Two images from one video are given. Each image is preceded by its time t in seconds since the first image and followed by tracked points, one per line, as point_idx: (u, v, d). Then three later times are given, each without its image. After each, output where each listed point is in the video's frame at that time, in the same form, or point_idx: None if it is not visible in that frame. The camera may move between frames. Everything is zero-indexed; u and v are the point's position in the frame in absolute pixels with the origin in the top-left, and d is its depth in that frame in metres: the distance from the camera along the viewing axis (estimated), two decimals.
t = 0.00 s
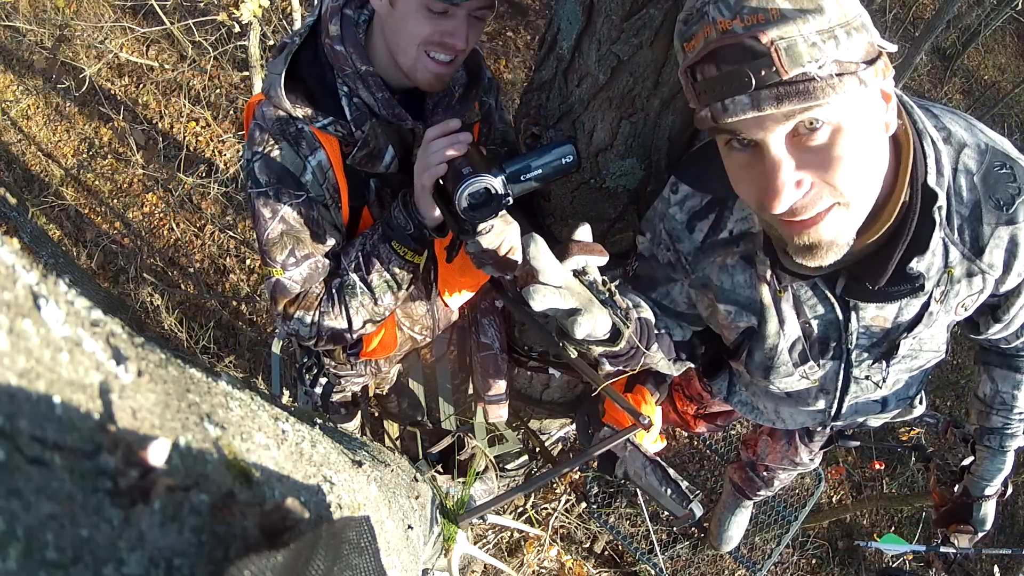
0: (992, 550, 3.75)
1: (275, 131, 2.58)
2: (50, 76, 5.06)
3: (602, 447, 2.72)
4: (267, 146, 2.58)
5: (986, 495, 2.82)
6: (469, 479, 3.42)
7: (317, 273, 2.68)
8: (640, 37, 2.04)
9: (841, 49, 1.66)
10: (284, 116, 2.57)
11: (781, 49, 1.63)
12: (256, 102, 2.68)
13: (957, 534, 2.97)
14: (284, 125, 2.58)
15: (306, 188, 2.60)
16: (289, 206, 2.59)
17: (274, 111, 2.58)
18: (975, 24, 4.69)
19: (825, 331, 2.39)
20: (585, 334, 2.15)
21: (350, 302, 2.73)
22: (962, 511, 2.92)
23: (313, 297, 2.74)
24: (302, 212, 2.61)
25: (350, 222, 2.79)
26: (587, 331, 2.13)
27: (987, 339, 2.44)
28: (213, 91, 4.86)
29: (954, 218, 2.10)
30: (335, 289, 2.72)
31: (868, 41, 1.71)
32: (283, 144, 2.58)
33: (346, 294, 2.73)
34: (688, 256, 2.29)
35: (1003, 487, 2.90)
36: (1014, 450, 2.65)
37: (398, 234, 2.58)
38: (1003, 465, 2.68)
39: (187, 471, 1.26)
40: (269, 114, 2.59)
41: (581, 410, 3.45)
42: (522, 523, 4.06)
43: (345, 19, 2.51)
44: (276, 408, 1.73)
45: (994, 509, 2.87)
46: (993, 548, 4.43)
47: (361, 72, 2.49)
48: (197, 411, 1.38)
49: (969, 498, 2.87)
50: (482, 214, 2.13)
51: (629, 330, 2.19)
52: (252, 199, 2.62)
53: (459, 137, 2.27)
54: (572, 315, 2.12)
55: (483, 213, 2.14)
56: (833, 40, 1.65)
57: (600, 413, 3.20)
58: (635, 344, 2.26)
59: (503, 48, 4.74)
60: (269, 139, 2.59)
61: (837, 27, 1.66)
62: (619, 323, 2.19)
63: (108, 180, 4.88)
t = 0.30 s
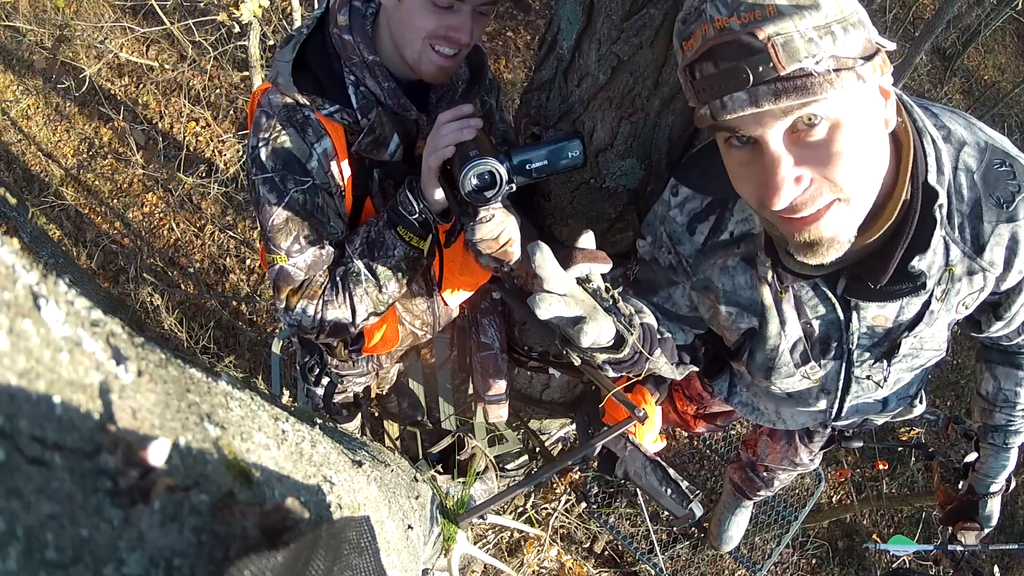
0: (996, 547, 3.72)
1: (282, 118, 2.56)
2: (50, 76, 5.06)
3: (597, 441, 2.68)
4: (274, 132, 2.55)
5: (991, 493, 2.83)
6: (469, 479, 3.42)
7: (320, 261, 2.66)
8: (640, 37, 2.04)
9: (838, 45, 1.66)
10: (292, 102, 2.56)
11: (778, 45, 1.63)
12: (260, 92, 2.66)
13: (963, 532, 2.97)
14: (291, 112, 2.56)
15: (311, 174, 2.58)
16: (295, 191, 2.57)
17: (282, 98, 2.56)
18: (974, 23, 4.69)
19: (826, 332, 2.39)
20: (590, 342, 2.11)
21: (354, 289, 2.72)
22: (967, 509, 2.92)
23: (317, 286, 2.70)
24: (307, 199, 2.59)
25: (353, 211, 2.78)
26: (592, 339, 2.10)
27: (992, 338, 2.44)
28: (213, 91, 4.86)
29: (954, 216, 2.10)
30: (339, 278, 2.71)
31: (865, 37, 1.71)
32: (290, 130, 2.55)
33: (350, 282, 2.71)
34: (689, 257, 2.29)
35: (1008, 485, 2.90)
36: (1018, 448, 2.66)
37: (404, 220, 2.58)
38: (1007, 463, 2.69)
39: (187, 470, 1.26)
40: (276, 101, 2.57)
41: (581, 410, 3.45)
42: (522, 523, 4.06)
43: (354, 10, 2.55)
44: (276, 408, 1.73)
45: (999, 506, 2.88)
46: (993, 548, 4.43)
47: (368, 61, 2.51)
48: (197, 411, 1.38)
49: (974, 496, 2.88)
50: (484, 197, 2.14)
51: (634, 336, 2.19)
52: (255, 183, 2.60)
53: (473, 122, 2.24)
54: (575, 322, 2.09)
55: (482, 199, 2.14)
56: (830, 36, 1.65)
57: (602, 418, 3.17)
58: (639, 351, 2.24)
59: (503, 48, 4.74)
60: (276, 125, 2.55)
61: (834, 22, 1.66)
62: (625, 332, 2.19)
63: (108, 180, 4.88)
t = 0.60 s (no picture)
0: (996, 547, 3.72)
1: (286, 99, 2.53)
2: (50, 76, 5.07)
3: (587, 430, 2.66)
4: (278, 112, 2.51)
5: (989, 493, 2.83)
6: (469, 479, 3.40)
7: (317, 243, 2.61)
8: (640, 37, 2.05)
9: (839, 43, 1.65)
10: (296, 85, 2.54)
11: (779, 42, 1.63)
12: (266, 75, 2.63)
13: (961, 532, 2.96)
14: (295, 94, 2.54)
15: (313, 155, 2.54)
16: (296, 172, 2.52)
17: (286, 80, 2.55)
18: (974, 23, 4.69)
19: (826, 332, 2.39)
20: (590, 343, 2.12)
21: (348, 273, 2.65)
22: (965, 509, 2.92)
23: (311, 269, 2.64)
24: (307, 181, 2.55)
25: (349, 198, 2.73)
26: (593, 339, 2.10)
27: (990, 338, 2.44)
28: (213, 91, 4.86)
29: (955, 215, 2.10)
30: (334, 261, 2.64)
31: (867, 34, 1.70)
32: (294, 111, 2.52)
33: (345, 265, 2.65)
34: (690, 256, 2.29)
35: (1006, 485, 2.90)
36: (1016, 448, 2.65)
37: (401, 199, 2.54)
38: (1006, 463, 2.69)
39: (187, 471, 1.26)
40: (281, 83, 2.55)
41: (581, 410, 3.45)
42: (522, 523, 4.07)
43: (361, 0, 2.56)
44: (276, 408, 1.73)
45: (997, 507, 2.87)
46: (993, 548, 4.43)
47: (374, 49, 2.55)
48: (197, 411, 1.38)
49: (972, 496, 2.88)
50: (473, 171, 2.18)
51: (634, 337, 2.18)
52: (256, 162, 2.56)
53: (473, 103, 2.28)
54: (576, 323, 2.09)
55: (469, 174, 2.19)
56: (831, 32, 1.64)
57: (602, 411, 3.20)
58: (639, 351, 2.24)
59: (503, 48, 4.74)
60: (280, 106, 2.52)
61: (834, 19, 1.65)
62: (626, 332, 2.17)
63: (108, 180, 4.88)
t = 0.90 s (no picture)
0: (996, 547, 3.72)
1: (288, 82, 2.54)
2: (50, 76, 5.07)
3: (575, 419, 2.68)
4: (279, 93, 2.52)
5: (989, 493, 2.82)
6: (469, 479, 3.40)
7: (307, 226, 2.59)
8: (640, 37, 2.05)
9: (838, 40, 1.65)
10: (297, 69, 2.55)
11: (778, 39, 1.63)
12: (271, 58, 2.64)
13: (960, 532, 2.95)
14: (297, 77, 2.55)
15: (309, 138, 2.53)
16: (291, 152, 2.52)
17: (289, 64, 2.57)
18: (975, 23, 4.69)
19: (826, 330, 2.39)
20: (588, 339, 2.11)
21: (337, 257, 2.62)
22: (965, 509, 2.92)
23: (300, 251, 2.59)
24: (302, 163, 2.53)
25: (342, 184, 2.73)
26: (591, 336, 2.09)
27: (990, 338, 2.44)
28: (213, 91, 4.86)
29: (955, 214, 2.10)
30: (323, 245, 2.61)
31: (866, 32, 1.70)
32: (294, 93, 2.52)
33: (334, 249, 2.62)
34: (690, 254, 2.29)
35: (1005, 486, 2.89)
36: (1016, 449, 2.65)
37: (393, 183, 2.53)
38: (1005, 463, 2.68)
39: (187, 471, 1.26)
40: (284, 67, 2.57)
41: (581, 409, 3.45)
42: (522, 523, 4.07)
43: None
44: (276, 408, 1.73)
45: (996, 507, 2.87)
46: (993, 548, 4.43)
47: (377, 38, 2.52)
48: (197, 411, 1.38)
49: (971, 496, 2.87)
50: (463, 148, 2.24)
51: (634, 334, 2.18)
52: (253, 142, 2.56)
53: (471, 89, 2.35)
54: (574, 320, 2.09)
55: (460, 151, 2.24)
56: (830, 30, 1.65)
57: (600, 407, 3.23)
58: (639, 348, 2.22)
59: (503, 48, 4.74)
60: (282, 87, 2.53)
61: (833, 17, 1.65)
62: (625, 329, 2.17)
63: (108, 180, 4.88)
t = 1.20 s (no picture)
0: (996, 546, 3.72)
1: (289, 75, 2.56)
2: (50, 76, 5.02)
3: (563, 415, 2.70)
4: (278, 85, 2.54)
5: (989, 491, 2.83)
6: (469, 480, 3.42)
7: (297, 216, 2.63)
8: (641, 37, 2.04)
9: (842, 37, 1.66)
10: (297, 64, 2.57)
11: (782, 36, 1.63)
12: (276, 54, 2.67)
13: (960, 530, 2.94)
14: (297, 71, 2.57)
15: (302, 131, 2.54)
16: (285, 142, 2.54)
17: (290, 58, 2.59)
18: (975, 24, 4.69)
19: (828, 328, 2.39)
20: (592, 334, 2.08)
21: (325, 248, 2.64)
22: (965, 507, 2.92)
23: (289, 242, 2.63)
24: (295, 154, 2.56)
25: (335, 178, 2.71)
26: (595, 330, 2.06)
27: (990, 336, 2.44)
28: (213, 92, 4.87)
29: (956, 211, 2.10)
30: (311, 237, 2.63)
31: (869, 30, 1.70)
32: (292, 86, 2.54)
33: (322, 241, 2.64)
34: (692, 252, 2.28)
35: (1005, 484, 2.90)
36: (1016, 446, 2.65)
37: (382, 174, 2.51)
38: (1005, 461, 2.69)
39: (187, 471, 1.26)
40: (285, 62, 2.59)
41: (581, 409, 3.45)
42: (521, 523, 4.07)
43: None
44: (276, 408, 1.73)
45: (997, 505, 2.87)
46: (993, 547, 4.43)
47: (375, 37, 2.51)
48: (197, 411, 1.38)
49: (972, 494, 2.88)
50: (454, 136, 2.23)
51: (635, 332, 2.17)
52: (250, 132, 2.59)
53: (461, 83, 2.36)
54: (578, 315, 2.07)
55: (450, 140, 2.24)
56: (833, 27, 1.65)
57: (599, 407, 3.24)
58: (639, 346, 2.22)
59: (503, 49, 4.74)
60: (282, 80, 2.55)
61: (837, 14, 1.66)
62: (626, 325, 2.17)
63: (108, 180, 4.88)
